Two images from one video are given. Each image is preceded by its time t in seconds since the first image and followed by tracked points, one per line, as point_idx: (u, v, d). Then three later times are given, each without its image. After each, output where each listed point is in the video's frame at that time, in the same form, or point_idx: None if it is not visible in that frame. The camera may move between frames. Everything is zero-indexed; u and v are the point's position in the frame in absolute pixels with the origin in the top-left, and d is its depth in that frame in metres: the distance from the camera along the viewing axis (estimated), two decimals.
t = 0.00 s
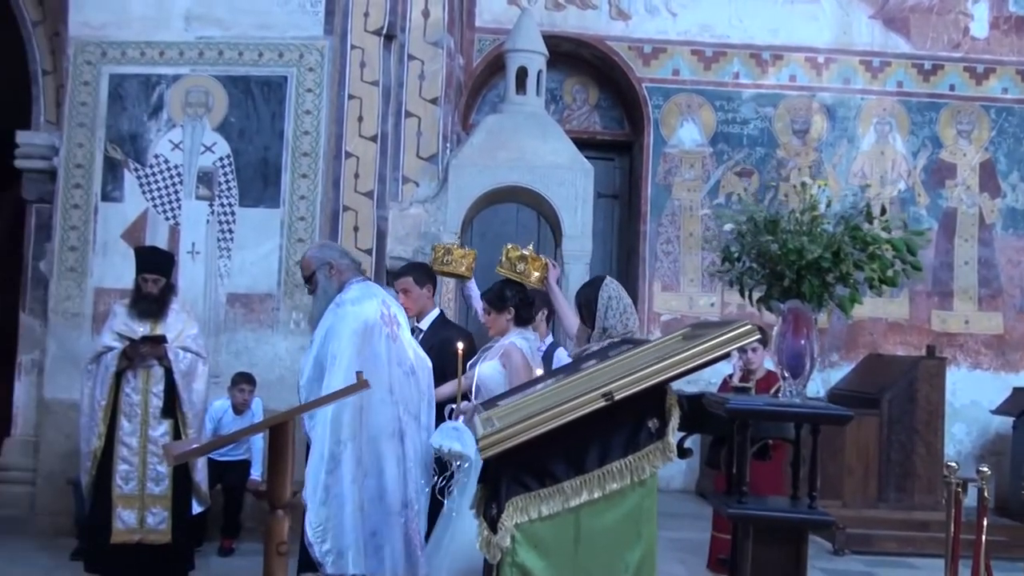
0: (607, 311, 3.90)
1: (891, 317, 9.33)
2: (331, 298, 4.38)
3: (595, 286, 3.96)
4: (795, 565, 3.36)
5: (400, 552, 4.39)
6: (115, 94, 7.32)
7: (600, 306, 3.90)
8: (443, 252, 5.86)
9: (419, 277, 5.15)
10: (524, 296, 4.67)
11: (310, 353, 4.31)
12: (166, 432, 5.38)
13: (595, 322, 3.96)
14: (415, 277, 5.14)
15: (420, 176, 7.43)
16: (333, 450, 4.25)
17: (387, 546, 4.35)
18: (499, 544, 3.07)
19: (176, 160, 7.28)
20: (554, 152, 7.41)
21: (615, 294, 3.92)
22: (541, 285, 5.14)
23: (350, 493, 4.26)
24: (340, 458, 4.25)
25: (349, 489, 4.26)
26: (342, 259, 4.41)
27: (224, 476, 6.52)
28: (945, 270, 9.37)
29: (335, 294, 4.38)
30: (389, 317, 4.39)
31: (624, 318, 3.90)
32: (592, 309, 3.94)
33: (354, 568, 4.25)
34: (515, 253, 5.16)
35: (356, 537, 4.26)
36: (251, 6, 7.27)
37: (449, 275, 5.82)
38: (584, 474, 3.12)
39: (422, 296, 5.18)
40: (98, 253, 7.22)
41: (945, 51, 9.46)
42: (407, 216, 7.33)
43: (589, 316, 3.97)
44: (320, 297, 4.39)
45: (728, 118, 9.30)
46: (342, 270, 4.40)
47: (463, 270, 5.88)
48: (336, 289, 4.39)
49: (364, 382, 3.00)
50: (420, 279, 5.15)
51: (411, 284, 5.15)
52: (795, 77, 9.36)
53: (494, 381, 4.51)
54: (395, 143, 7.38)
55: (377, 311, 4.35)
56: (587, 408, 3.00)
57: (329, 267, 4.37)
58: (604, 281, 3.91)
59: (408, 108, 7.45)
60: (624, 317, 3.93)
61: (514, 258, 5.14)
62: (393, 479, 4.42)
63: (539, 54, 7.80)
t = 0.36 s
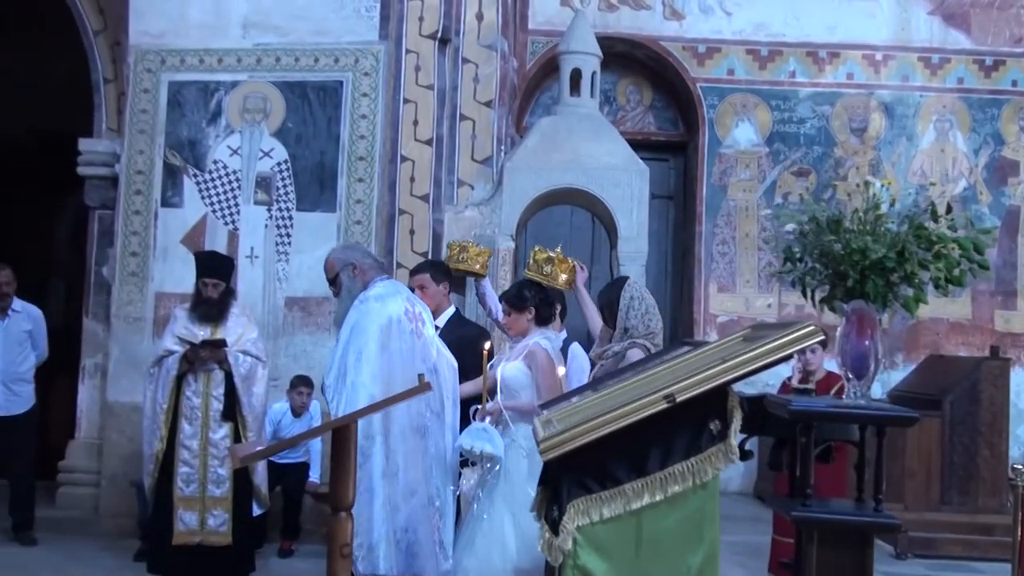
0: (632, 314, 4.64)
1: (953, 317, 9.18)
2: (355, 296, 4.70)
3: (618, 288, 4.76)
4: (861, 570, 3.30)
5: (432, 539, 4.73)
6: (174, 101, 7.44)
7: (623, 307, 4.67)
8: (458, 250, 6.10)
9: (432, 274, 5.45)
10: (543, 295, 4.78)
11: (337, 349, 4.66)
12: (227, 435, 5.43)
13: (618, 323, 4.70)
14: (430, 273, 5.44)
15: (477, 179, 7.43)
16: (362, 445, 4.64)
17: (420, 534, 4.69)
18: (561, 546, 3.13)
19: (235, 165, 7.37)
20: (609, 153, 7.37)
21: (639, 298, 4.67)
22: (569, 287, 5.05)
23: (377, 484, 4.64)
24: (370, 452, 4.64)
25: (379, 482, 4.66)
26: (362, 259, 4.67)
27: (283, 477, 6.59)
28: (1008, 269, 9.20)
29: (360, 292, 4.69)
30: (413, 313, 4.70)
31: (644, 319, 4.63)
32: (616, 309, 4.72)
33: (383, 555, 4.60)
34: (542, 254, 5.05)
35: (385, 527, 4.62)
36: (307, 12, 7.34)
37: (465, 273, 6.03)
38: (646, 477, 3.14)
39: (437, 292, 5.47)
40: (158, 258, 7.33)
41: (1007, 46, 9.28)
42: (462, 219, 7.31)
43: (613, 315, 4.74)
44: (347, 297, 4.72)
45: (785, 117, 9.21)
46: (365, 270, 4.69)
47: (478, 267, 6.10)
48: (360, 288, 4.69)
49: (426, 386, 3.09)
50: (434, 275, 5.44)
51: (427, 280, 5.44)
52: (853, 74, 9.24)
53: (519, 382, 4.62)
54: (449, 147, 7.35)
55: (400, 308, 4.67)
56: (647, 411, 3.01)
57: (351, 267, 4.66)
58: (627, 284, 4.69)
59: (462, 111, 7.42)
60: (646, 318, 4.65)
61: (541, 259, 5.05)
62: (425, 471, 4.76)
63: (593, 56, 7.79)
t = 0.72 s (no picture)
0: (657, 313, 4.36)
1: (1015, 317, 9.03)
2: (383, 298, 4.41)
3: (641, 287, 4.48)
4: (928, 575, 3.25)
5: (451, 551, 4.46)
6: (231, 108, 7.53)
7: (645, 308, 4.38)
8: (476, 252, 6.04)
9: (461, 278, 5.25)
10: (573, 292, 4.73)
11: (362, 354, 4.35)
12: (286, 438, 5.49)
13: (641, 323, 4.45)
14: (458, 277, 5.23)
15: (530, 183, 7.52)
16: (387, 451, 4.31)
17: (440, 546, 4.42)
18: (621, 549, 3.16)
19: (291, 171, 7.44)
20: (664, 155, 7.32)
21: (663, 297, 4.38)
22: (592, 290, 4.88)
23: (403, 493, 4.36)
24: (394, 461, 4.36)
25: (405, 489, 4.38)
26: (391, 260, 4.43)
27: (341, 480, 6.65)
28: None
29: (387, 295, 4.41)
30: (442, 316, 4.39)
31: (668, 319, 4.37)
32: (639, 309, 4.45)
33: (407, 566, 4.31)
34: (563, 256, 4.89)
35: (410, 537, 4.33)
36: (361, 18, 7.39)
37: (483, 274, 5.96)
38: (706, 479, 3.14)
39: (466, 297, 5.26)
40: (216, 264, 7.43)
41: None
42: (515, 222, 7.43)
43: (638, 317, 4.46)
44: (372, 299, 4.43)
45: (841, 116, 9.09)
46: (393, 272, 4.43)
47: (496, 269, 6.03)
48: (386, 291, 4.42)
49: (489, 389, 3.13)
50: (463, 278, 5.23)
51: (456, 283, 5.22)
52: (910, 71, 9.10)
53: (549, 379, 4.47)
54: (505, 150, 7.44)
55: (429, 310, 4.35)
56: (708, 412, 3.02)
57: (379, 268, 4.40)
58: (650, 283, 4.39)
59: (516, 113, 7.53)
60: (669, 318, 4.37)
61: (562, 261, 4.88)
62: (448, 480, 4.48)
63: (646, 57, 7.70)
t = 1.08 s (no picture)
0: (687, 317, 4.33)
1: None
2: (409, 299, 4.50)
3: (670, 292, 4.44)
4: None
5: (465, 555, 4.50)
6: (286, 113, 7.61)
7: (674, 314, 4.35)
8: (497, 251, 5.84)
9: (485, 281, 5.27)
10: (598, 295, 4.72)
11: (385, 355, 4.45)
12: (340, 441, 5.51)
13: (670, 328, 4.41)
14: (483, 279, 5.26)
15: (582, 185, 7.68)
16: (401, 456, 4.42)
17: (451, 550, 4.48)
18: (678, 554, 3.15)
19: (345, 175, 7.50)
20: (718, 157, 7.26)
21: (693, 301, 4.35)
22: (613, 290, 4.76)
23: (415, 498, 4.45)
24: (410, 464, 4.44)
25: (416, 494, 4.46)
26: (419, 260, 4.52)
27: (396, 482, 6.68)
28: None
29: (413, 295, 4.50)
30: (466, 321, 4.46)
31: (698, 324, 4.34)
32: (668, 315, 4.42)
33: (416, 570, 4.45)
34: (586, 255, 4.76)
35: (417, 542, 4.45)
36: (414, 22, 7.42)
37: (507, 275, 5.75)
38: (765, 484, 3.13)
39: (491, 299, 5.30)
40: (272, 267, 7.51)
41: None
42: (569, 225, 7.50)
43: (665, 323, 4.41)
44: (398, 299, 4.53)
45: (897, 116, 8.91)
46: (421, 272, 4.51)
47: (516, 270, 5.80)
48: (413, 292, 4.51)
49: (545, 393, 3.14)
50: (487, 281, 5.26)
51: (480, 287, 5.26)
52: (969, 71, 8.89)
53: (572, 381, 4.53)
54: (558, 154, 7.59)
55: (453, 314, 4.43)
56: (766, 416, 2.99)
57: (406, 267, 4.48)
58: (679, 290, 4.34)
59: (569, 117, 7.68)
60: (700, 323, 4.35)
61: (584, 260, 4.75)
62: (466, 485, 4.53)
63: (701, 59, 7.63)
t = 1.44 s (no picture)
0: (708, 318, 4.19)
1: None
2: (429, 298, 4.13)
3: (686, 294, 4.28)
4: None
5: None
6: (331, 115, 7.66)
7: (696, 316, 4.20)
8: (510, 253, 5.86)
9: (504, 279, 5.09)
10: (615, 296, 4.69)
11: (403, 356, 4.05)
12: (382, 442, 5.51)
13: (692, 330, 4.25)
14: (499, 277, 5.08)
15: (626, 188, 7.40)
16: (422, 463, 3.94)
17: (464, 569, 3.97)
18: (724, 558, 3.13)
19: (389, 177, 7.53)
20: (762, 159, 7.21)
21: (713, 301, 4.22)
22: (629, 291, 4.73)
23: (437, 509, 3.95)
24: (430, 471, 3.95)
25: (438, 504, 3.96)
26: (442, 258, 4.17)
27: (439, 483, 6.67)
28: None
29: (433, 295, 4.13)
30: (491, 322, 4.11)
31: (721, 324, 4.20)
32: (687, 317, 4.26)
33: None
34: (602, 255, 4.72)
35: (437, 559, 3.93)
36: (458, 24, 7.47)
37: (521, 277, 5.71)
38: (813, 488, 3.11)
39: (508, 297, 5.10)
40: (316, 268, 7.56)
41: None
42: (612, 228, 7.33)
43: (687, 325, 4.26)
44: (418, 300, 4.14)
45: (945, 118, 8.60)
46: (443, 271, 4.15)
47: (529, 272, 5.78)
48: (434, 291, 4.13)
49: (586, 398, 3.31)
50: (504, 279, 5.08)
51: (497, 285, 5.08)
52: (1019, 72, 8.54)
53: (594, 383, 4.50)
54: (599, 158, 7.38)
55: (479, 314, 4.07)
56: (814, 420, 2.96)
57: (427, 264, 4.13)
58: (698, 292, 4.21)
59: (613, 119, 7.42)
60: (722, 323, 4.21)
61: (601, 260, 4.71)
62: (482, 499, 4.06)
63: (745, 61, 7.57)
